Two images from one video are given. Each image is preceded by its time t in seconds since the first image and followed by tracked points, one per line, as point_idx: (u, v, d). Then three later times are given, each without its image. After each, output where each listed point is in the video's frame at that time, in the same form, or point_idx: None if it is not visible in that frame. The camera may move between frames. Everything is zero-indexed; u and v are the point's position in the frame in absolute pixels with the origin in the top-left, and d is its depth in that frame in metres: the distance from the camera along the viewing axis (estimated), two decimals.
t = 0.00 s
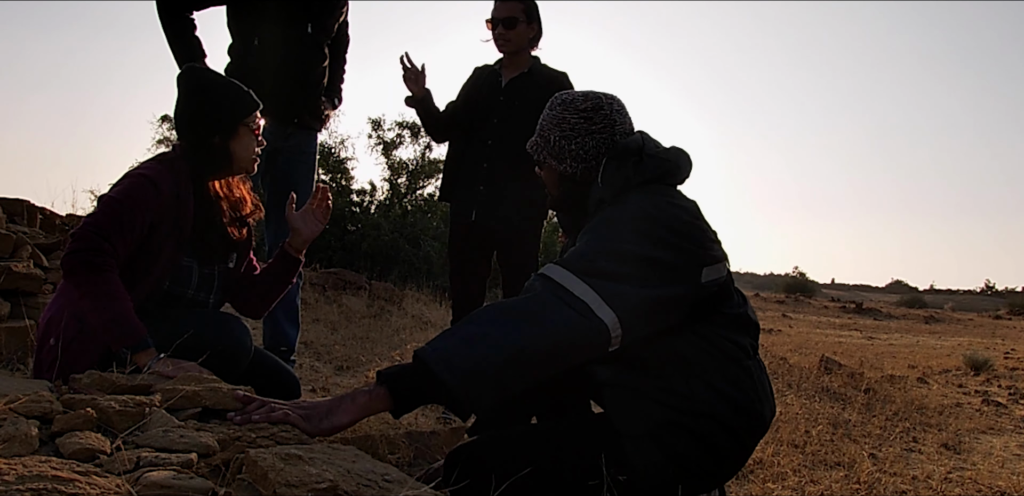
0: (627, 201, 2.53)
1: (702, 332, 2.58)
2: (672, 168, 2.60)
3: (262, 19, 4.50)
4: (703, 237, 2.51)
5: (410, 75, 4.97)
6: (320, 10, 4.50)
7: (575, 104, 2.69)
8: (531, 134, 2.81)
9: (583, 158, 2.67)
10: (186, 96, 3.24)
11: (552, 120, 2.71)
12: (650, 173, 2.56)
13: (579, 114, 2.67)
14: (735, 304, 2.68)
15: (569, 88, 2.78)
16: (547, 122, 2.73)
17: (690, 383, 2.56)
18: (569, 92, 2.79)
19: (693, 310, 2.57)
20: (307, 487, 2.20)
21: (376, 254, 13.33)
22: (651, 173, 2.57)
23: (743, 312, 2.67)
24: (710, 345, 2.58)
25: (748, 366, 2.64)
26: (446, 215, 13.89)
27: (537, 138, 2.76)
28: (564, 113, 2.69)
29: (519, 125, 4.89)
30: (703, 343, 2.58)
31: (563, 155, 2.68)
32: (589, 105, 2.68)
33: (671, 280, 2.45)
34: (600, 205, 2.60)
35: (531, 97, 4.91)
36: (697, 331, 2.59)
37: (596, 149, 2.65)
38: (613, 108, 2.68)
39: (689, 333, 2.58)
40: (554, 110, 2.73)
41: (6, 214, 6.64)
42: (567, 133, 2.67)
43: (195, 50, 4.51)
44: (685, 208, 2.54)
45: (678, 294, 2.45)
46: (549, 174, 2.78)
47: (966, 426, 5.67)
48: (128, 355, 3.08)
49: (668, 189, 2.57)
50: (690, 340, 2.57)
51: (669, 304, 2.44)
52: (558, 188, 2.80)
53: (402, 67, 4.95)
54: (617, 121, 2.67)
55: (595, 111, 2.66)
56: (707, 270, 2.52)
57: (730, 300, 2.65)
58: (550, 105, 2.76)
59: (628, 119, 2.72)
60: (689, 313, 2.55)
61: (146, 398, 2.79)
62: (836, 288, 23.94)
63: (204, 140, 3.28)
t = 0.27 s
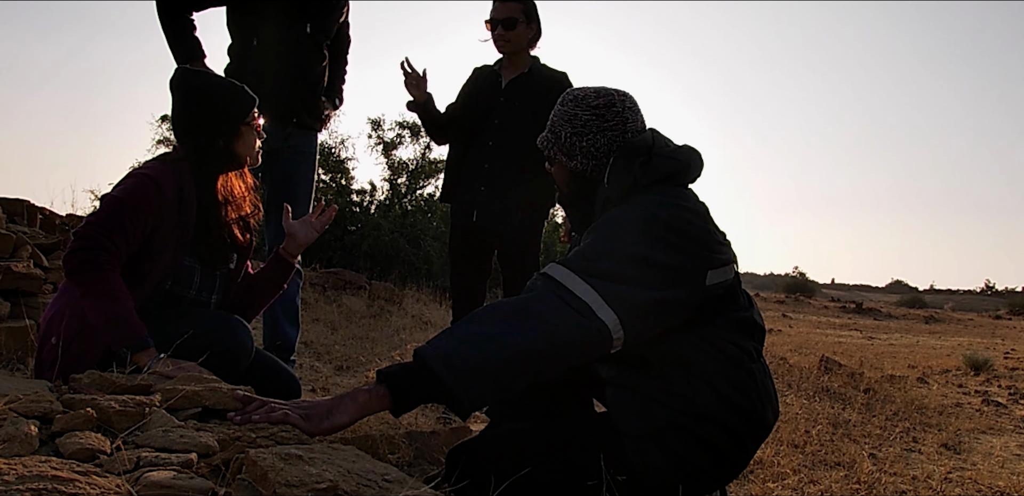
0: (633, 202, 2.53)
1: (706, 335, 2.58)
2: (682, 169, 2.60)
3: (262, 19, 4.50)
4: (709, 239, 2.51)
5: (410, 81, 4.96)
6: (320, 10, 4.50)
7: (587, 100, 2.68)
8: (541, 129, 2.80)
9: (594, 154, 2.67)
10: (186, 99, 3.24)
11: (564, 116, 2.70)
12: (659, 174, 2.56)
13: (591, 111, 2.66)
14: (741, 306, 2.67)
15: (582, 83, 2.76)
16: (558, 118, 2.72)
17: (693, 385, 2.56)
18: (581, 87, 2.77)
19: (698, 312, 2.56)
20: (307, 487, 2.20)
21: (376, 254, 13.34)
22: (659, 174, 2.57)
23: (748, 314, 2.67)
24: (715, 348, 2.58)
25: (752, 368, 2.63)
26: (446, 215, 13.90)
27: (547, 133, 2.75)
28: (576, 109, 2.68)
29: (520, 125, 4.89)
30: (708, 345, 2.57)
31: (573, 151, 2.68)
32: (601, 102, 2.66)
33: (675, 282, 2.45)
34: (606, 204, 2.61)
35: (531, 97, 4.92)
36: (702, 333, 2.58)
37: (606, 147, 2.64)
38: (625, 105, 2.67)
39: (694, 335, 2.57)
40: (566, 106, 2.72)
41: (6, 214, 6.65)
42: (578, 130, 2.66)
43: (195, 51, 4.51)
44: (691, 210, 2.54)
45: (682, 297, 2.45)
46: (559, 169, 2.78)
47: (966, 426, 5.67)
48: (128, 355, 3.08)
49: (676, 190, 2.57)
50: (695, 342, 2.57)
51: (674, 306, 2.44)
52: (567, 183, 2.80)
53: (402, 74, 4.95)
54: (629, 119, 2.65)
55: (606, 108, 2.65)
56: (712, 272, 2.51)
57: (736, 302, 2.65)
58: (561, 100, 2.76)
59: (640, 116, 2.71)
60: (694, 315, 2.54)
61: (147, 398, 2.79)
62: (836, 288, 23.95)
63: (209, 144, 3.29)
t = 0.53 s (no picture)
0: (639, 203, 2.53)
1: (710, 337, 2.57)
2: (691, 169, 2.59)
3: (262, 19, 4.51)
4: (714, 242, 2.51)
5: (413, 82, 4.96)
6: (320, 10, 4.50)
7: (597, 98, 2.67)
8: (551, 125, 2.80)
9: (602, 153, 2.66)
10: (186, 99, 3.24)
11: (573, 113, 2.70)
12: (667, 175, 2.56)
13: (601, 109, 2.65)
14: (746, 309, 2.67)
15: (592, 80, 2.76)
16: (567, 115, 2.71)
17: (696, 387, 2.55)
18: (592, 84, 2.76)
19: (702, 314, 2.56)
20: (307, 487, 2.20)
21: (377, 254, 13.34)
22: (668, 174, 2.56)
23: (752, 318, 2.67)
24: (718, 351, 2.58)
25: (755, 371, 2.64)
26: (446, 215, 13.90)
27: (557, 130, 2.75)
28: (586, 107, 2.68)
29: (520, 125, 4.90)
30: (711, 348, 2.57)
31: (582, 149, 2.68)
32: (611, 100, 2.66)
33: (679, 285, 2.44)
34: (613, 204, 2.61)
35: (531, 96, 4.92)
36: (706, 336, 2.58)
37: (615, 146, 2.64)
38: (635, 104, 2.66)
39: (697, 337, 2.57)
40: (576, 103, 2.71)
41: (6, 214, 6.65)
42: (587, 128, 2.65)
43: (195, 51, 4.51)
44: (697, 212, 2.53)
45: (686, 299, 2.44)
46: (567, 167, 2.78)
47: (966, 426, 5.67)
48: (128, 355, 3.08)
49: (684, 191, 2.57)
50: (699, 344, 2.56)
51: (678, 309, 2.43)
52: (574, 181, 2.80)
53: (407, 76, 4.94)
54: (639, 118, 2.65)
55: (617, 107, 2.64)
56: (717, 275, 2.51)
57: (741, 305, 2.65)
58: (571, 97, 2.75)
59: (650, 115, 2.70)
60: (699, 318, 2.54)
61: (147, 398, 2.79)
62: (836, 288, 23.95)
63: (207, 144, 3.30)
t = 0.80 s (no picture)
0: (644, 205, 2.53)
1: (713, 339, 2.57)
2: (696, 171, 2.60)
3: (262, 19, 4.51)
4: (717, 244, 2.51)
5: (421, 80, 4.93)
6: (320, 10, 4.50)
7: (603, 97, 2.67)
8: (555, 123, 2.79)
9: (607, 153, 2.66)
10: (183, 98, 3.24)
11: (578, 112, 2.69)
12: (673, 176, 2.56)
13: (606, 109, 2.65)
14: (749, 310, 2.67)
15: (597, 78, 2.75)
16: (572, 114, 2.71)
17: (698, 389, 2.56)
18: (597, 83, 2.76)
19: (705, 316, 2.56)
20: (307, 487, 2.20)
21: (377, 254, 13.34)
22: (674, 175, 2.57)
23: (755, 319, 2.66)
24: (721, 353, 2.58)
25: (757, 373, 2.64)
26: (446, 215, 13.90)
27: (561, 129, 2.74)
28: (591, 106, 2.67)
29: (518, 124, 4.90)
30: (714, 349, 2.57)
31: (586, 149, 2.68)
32: (616, 100, 2.65)
33: (682, 287, 2.45)
34: (618, 206, 2.61)
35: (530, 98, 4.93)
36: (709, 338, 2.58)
37: (620, 146, 2.63)
38: (640, 104, 2.66)
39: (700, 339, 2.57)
40: (581, 102, 2.71)
41: (6, 214, 6.65)
42: (593, 128, 2.65)
43: (195, 51, 4.51)
44: (701, 215, 2.53)
45: (690, 302, 2.44)
46: (571, 166, 2.78)
47: (966, 426, 5.67)
48: (128, 355, 3.07)
49: (689, 193, 2.57)
50: (702, 346, 2.56)
51: (681, 311, 2.43)
52: (578, 180, 2.80)
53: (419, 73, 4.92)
54: (644, 118, 2.65)
55: (622, 106, 2.64)
56: (720, 278, 2.51)
57: (744, 307, 2.64)
58: (576, 96, 2.74)
59: (655, 114, 2.70)
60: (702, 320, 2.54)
61: (147, 398, 2.79)
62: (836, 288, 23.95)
63: (205, 143, 3.29)
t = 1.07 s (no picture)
0: (646, 206, 2.53)
1: (715, 339, 2.58)
2: (697, 170, 2.60)
3: (262, 19, 4.51)
4: (718, 244, 2.51)
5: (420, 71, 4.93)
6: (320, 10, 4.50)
7: (604, 96, 2.67)
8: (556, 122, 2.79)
9: (608, 153, 2.66)
10: (182, 98, 3.24)
11: (580, 111, 2.69)
12: (674, 176, 2.56)
13: (607, 108, 2.64)
14: (750, 311, 2.67)
15: (598, 77, 2.75)
16: (573, 113, 2.71)
17: (699, 389, 2.56)
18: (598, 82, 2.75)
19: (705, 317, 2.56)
20: (307, 487, 2.20)
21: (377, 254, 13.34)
22: (676, 175, 2.57)
23: (756, 320, 2.67)
24: (721, 353, 2.58)
25: (758, 373, 2.64)
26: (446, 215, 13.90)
27: (563, 128, 2.74)
28: (592, 105, 2.67)
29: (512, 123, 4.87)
30: (715, 350, 2.57)
31: (588, 148, 2.68)
32: (617, 99, 2.65)
33: (684, 288, 2.45)
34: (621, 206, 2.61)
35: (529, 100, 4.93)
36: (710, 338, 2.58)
37: (621, 146, 2.63)
38: (641, 102, 2.66)
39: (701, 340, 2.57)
40: (582, 101, 2.71)
41: (6, 214, 6.65)
42: (594, 127, 2.65)
43: (195, 51, 4.51)
44: (703, 215, 2.53)
45: (691, 303, 2.44)
46: (573, 165, 2.78)
47: (966, 425, 5.66)
48: (128, 355, 3.07)
49: (690, 192, 2.57)
50: (702, 346, 2.56)
51: (683, 312, 2.43)
52: (580, 179, 2.80)
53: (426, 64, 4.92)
54: (645, 117, 2.64)
55: (623, 105, 2.64)
56: (721, 279, 2.51)
57: (745, 307, 2.65)
58: (577, 95, 2.75)
59: (656, 113, 2.70)
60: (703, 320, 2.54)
61: (147, 398, 2.79)
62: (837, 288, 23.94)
63: (203, 143, 3.30)
